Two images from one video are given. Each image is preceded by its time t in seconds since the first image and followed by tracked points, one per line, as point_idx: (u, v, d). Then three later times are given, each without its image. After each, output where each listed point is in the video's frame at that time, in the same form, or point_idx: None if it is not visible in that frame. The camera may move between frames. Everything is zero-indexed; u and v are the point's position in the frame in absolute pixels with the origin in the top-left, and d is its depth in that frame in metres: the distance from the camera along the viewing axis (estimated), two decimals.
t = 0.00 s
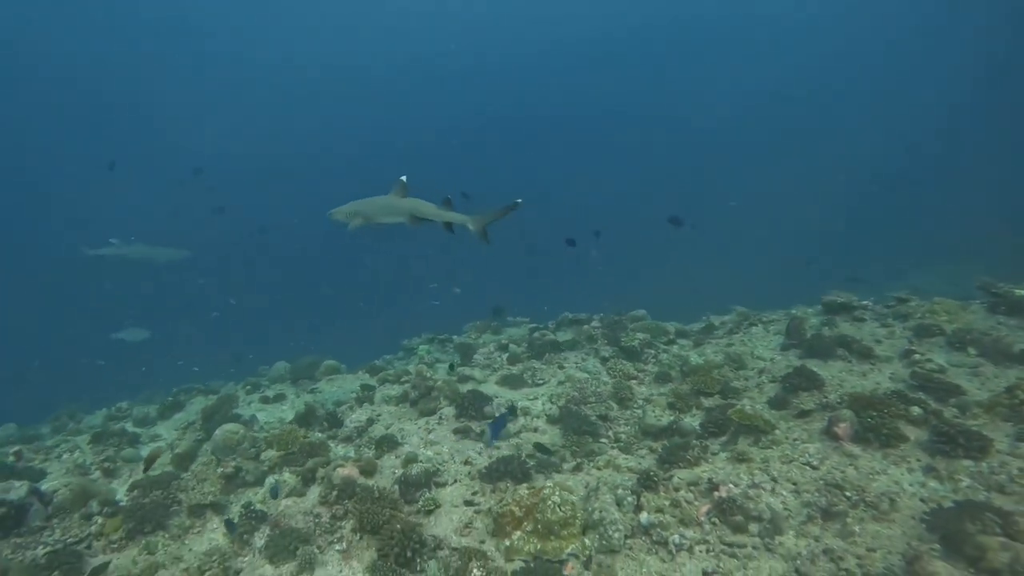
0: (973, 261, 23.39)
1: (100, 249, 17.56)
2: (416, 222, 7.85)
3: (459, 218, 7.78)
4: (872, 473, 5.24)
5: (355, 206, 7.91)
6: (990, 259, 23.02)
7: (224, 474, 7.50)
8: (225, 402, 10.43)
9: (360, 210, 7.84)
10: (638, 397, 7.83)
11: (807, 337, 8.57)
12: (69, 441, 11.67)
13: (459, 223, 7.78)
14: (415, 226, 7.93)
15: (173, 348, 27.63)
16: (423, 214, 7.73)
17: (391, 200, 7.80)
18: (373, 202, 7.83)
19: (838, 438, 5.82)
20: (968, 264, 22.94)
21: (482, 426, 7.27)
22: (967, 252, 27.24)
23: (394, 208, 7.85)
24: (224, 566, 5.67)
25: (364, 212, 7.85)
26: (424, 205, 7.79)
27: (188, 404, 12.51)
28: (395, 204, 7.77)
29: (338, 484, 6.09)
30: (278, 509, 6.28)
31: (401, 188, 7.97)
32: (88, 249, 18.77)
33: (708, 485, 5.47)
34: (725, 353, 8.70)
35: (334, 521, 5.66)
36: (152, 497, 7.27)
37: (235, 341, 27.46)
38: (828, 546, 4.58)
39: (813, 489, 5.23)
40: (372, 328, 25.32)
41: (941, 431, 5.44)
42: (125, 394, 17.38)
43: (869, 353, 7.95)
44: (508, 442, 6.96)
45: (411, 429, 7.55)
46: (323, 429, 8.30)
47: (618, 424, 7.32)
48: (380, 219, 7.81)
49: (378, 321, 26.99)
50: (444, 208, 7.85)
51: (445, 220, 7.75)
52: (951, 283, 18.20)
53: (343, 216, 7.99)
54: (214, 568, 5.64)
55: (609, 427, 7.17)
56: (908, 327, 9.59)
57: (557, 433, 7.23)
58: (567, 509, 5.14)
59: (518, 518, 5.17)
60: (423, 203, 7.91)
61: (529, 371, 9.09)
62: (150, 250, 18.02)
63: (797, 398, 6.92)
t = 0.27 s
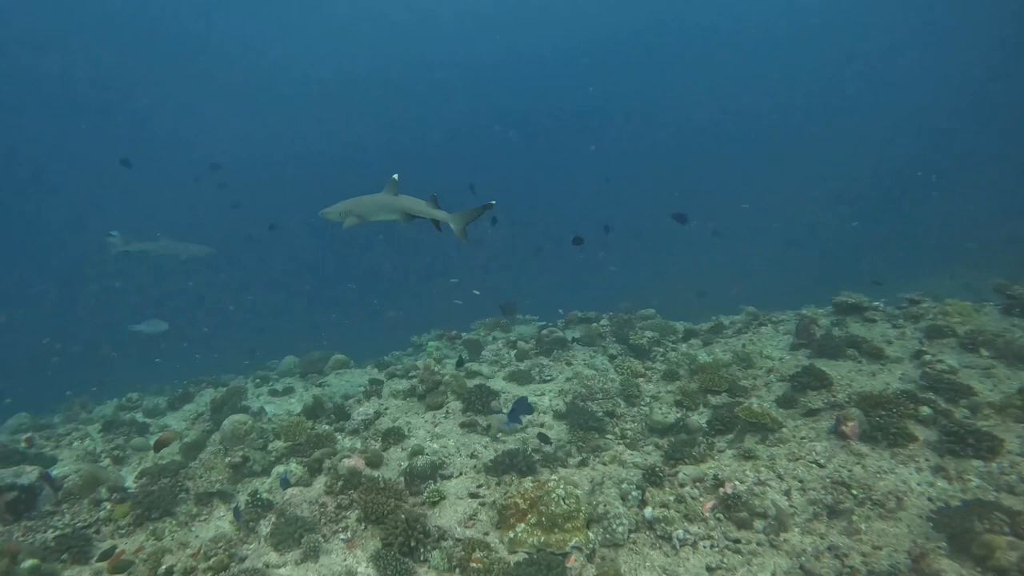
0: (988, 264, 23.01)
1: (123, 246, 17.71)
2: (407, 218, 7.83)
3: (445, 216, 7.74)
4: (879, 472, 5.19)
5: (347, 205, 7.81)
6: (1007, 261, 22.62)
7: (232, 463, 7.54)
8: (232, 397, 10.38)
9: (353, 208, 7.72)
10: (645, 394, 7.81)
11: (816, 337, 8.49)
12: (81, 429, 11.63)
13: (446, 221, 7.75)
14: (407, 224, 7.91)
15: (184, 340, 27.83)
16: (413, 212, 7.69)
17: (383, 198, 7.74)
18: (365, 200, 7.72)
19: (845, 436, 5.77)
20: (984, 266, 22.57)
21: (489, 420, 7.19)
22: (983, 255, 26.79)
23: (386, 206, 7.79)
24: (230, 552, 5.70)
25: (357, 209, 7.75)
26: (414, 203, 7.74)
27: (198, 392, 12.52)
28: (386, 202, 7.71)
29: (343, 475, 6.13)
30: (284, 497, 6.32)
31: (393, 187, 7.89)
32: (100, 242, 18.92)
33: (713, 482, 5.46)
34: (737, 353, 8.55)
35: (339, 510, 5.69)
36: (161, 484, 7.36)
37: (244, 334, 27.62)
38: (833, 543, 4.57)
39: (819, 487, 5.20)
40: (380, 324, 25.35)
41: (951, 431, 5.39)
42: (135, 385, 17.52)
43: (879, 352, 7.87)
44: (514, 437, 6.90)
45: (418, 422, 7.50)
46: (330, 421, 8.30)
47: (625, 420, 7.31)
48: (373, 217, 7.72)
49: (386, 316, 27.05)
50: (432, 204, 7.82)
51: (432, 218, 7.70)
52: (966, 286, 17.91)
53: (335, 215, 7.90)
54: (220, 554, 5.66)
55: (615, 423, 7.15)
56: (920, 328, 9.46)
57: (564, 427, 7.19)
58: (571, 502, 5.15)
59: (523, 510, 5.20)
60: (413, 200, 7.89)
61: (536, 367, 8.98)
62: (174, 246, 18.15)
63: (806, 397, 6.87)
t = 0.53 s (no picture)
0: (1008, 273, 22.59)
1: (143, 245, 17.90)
2: (401, 218, 7.96)
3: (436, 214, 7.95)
4: (893, 475, 5.14)
5: (340, 207, 7.76)
6: None
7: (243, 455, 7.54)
8: (244, 392, 10.43)
9: (347, 210, 7.70)
10: (657, 395, 7.79)
11: (831, 341, 8.41)
12: (96, 422, 11.67)
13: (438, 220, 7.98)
14: (400, 223, 8.04)
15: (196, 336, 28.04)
16: (408, 212, 7.85)
17: (377, 199, 7.79)
18: (360, 202, 7.72)
19: (859, 439, 5.71)
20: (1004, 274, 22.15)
21: (500, 417, 7.18)
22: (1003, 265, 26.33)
23: (379, 207, 7.84)
24: (240, 543, 5.71)
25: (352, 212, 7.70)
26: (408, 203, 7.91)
27: (211, 386, 12.59)
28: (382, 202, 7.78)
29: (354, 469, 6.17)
30: (295, 490, 6.36)
31: (383, 188, 7.95)
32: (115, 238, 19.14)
33: (725, 482, 5.42)
34: (749, 355, 8.55)
35: (350, 504, 5.72)
36: (173, 475, 7.42)
37: (255, 332, 27.80)
38: (846, 545, 4.53)
39: (832, 489, 5.15)
40: (391, 324, 25.42)
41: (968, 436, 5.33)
42: (147, 381, 17.68)
43: (895, 357, 7.78)
44: (525, 434, 6.91)
45: (429, 417, 7.53)
46: (341, 416, 8.35)
47: (637, 420, 7.30)
48: (369, 218, 7.74)
49: (397, 316, 27.08)
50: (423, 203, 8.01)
51: (425, 217, 7.90)
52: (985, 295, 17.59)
53: (326, 218, 7.80)
54: (230, 545, 5.67)
55: (627, 423, 7.15)
56: (937, 334, 9.32)
57: (575, 426, 7.19)
58: (582, 499, 5.16)
59: (533, 506, 5.21)
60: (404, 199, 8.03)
61: (548, 366, 9.00)
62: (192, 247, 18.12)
63: (819, 400, 6.82)
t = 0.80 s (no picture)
0: None
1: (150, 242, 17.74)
2: (393, 219, 7.68)
3: (432, 213, 7.65)
4: (916, 479, 5.08)
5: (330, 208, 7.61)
6: None
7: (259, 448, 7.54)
8: (258, 386, 10.49)
9: (337, 211, 7.51)
10: (673, 395, 7.75)
11: (850, 344, 8.32)
12: (111, 414, 11.75)
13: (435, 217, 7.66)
14: (394, 224, 7.76)
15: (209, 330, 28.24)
16: (401, 211, 7.55)
17: (366, 199, 7.58)
18: (350, 203, 7.52)
19: (881, 442, 5.64)
20: None
21: (516, 414, 7.18)
22: None
23: (370, 208, 7.60)
24: (256, 535, 5.72)
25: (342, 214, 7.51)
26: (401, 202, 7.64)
27: (224, 380, 12.65)
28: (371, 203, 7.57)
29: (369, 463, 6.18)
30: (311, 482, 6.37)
31: (375, 188, 7.68)
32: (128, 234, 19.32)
33: (743, 483, 5.38)
34: (765, 356, 8.48)
35: (366, 498, 5.73)
36: (189, 466, 7.46)
37: (266, 328, 27.94)
38: (868, 548, 4.47)
39: (853, 492, 5.09)
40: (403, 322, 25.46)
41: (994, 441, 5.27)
42: (160, 375, 17.81)
43: (916, 361, 7.67)
44: (541, 431, 6.90)
45: (444, 414, 7.54)
46: (356, 412, 8.38)
47: (653, 420, 7.28)
48: (358, 219, 7.58)
49: (409, 315, 27.13)
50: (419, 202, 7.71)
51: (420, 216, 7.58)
52: (1006, 303, 17.26)
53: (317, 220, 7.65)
54: (246, 536, 5.68)
55: (643, 422, 7.14)
56: (959, 338, 9.16)
57: (591, 424, 7.18)
58: (599, 496, 5.14)
59: (550, 503, 5.21)
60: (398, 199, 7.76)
61: (563, 365, 9.01)
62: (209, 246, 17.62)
63: (838, 402, 6.74)
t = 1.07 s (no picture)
0: None
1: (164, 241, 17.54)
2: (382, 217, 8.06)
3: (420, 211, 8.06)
4: (944, 483, 5.00)
5: (320, 209, 8.03)
6: None
7: (277, 442, 7.49)
8: (275, 381, 10.52)
9: (327, 211, 7.94)
10: (692, 395, 7.71)
11: (872, 346, 8.21)
12: (127, 407, 11.74)
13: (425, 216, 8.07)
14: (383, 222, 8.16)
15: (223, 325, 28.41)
16: (390, 211, 7.92)
17: (355, 199, 7.97)
18: (340, 203, 7.95)
19: (907, 445, 5.55)
20: None
21: (535, 412, 7.17)
22: None
23: (359, 207, 8.02)
24: (275, 529, 5.68)
25: (331, 214, 7.97)
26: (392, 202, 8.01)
27: (240, 375, 12.63)
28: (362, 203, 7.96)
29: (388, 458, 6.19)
30: (329, 477, 6.35)
31: (363, 188, 8.12)
32: (137, 227, 19.39)
33: (767, 484, 5.31)
34: (785, 358, 8.41)
35: (385, 493, 5.72)
36: (207, 459, 7.45)
37: (278, 325, 28.02)
38: (896, 552, 4.41)
39: (879, 494, 5.02)
40: (415, 320, 25.47)
41: None
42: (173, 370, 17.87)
43: (940, 364, 7.56)
44: (560, 429, 6.90)
45: (462, 410, 7.54)
46: (373, 407, 8.39)
47: (672, 420, 7.25)
48: (347, 218, 7.95)
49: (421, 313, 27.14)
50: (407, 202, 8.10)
51: (410, 215, 7.99)
52: None
53: (308, 220, 8.11)
54: (266, 529, 5.64)
55: (663, 422, 7.12)
56: (984, 342, 9.00)
57: (610, 423, 7.16)
58: (622, 495, 5.11)
59: (572, 500, 5.19)
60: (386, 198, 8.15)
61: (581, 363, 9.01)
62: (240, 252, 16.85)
63: (862, 404, 6.65)
